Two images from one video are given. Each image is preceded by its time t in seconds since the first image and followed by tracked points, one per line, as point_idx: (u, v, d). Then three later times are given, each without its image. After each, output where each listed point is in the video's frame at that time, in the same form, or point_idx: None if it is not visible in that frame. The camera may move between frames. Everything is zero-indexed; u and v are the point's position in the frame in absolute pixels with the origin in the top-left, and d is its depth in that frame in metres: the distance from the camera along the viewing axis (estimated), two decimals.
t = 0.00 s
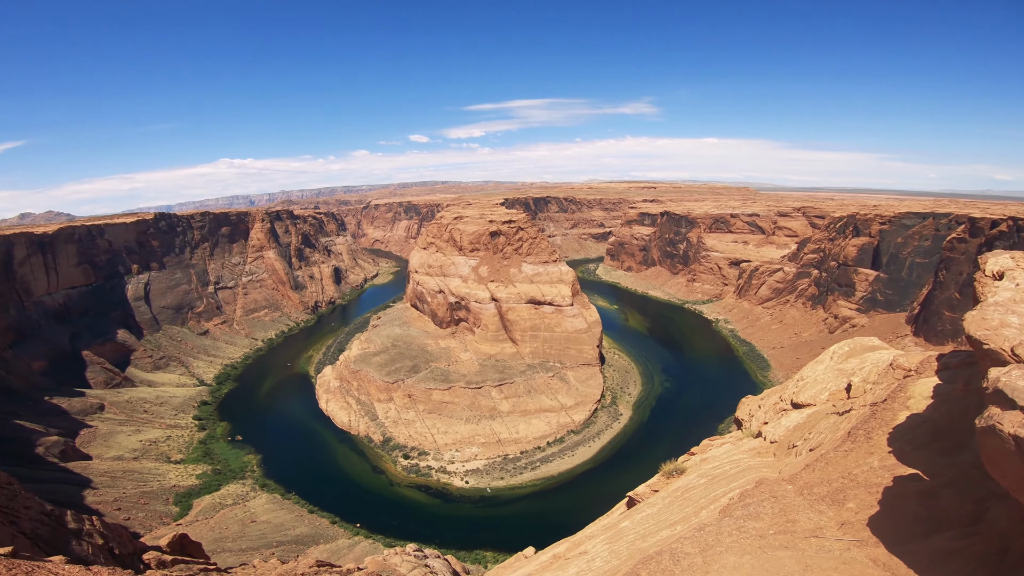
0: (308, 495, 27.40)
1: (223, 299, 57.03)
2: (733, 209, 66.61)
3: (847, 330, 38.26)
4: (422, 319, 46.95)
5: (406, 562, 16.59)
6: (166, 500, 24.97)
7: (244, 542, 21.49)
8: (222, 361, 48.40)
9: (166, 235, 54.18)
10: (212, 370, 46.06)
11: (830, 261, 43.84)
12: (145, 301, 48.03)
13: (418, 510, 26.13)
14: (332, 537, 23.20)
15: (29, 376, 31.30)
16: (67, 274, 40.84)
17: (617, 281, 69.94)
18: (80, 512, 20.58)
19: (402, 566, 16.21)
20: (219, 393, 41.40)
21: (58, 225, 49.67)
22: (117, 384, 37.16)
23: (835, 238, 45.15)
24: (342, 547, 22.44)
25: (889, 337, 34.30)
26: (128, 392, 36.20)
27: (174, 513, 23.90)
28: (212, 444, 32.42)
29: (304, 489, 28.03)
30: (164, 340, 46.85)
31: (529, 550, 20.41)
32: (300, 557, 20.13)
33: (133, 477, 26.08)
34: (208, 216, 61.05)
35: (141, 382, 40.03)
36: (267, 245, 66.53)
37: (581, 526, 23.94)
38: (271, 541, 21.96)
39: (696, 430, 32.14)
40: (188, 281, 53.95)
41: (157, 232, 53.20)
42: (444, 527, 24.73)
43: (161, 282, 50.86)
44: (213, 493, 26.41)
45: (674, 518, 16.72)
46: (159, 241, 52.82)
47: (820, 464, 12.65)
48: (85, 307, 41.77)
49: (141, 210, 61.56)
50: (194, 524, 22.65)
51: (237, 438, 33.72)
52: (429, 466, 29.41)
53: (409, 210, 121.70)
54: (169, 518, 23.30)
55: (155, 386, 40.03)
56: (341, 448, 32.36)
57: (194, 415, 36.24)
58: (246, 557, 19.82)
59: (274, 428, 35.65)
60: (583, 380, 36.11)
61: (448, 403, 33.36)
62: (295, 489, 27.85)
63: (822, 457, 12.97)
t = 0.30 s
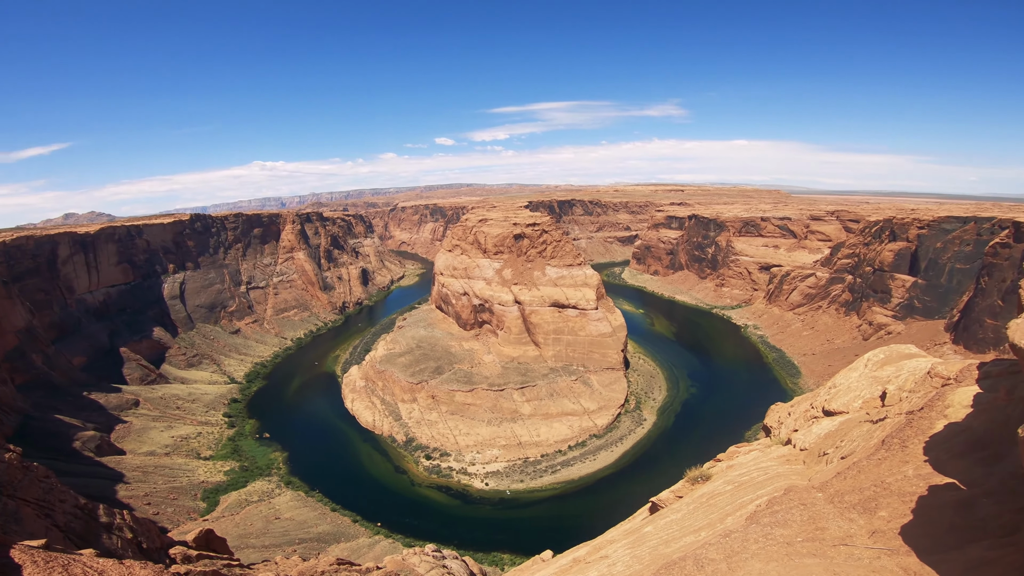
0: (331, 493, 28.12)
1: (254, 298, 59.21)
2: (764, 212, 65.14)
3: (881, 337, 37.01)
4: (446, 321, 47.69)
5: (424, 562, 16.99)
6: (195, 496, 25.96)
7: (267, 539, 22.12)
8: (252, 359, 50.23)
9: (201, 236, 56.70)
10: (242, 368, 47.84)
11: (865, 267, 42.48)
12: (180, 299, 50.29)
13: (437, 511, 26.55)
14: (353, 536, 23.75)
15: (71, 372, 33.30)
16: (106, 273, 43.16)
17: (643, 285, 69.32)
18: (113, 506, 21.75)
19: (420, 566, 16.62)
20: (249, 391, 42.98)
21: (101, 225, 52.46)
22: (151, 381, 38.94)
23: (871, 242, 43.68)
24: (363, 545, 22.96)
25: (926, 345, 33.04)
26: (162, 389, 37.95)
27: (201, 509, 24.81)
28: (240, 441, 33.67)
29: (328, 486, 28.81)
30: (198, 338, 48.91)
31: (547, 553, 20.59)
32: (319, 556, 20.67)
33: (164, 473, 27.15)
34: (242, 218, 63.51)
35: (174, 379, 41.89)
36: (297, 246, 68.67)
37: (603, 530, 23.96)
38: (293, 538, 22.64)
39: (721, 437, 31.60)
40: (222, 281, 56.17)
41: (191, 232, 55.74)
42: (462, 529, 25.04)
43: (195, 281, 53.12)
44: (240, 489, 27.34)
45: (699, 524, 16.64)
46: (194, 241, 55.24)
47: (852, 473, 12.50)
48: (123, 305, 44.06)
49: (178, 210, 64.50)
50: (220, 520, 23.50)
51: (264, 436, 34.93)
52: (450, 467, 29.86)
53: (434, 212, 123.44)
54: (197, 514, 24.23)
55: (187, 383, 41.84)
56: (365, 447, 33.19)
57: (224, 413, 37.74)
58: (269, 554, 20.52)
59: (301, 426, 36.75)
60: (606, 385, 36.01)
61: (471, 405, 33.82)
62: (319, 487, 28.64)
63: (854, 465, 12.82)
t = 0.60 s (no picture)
0: (351, 492, 28.68)
1: (281, 298, 60.94)
2: (792, 216, 63.66)
3: (913, 345, 35.87)
4: (467, 323, 48.20)
5: (439, 562, 17.29)
6: (218, 492, 26.76)
7: (287, 536, 22.72)
8: (277, 358, 51.71)
9: (230, 236, 58.76)
10: (268, 367, 49.28)
11: (897, 272, 41.19)
12: (209, 298, 52.15)
13: (454, 512, 26.85)
14: (370, 535, 24.18)
15: (104, 368, 34.96)
16: (139, 271, 45.24)
17: (665, 289, 68.57)
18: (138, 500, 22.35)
19: (434, 566, 16.87)
20: (273, 389, 44.25)
21: (137, 226, 54.81)
22: (180, 378, 40.48)
23: (904, 247, 42.29)
24: (379, 545, 23.33)
25: (961, 352, 31.81)
26: (190, 386, 39.38)
27: (223, 505, 25.57)
28: (264, 439, 34.68)
29: (347, 485, 29.44)
30: (225, 336, 50.59)
31: (561, 557, 20.70)
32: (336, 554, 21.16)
33: (189, 468, 28.05)
34: (269, 219, 65.47)
35: (202, 376, 43.43)
36: (323, 247, 70.35)
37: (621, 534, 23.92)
38: (312, 536, 23.21)
39: (745, 444, 31.02)
40: (249, 281, 57.98)
41: (221, 233, 57.76)
42: (478, 530, 25.28)
43: (224, 280, 54.98)
44: (262, 486, 28.11)
45: (721, 530, 16.52)
46: (223, 241, 57.25)
47: (881, 481, 12.39)
48: (155, 303, 46.08)
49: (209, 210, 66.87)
50: (241, 516, 24.23)
51: (287, 434, 35.89)
52: (467, 468, 30.17)
53: (456, 214, 124.59)
54: (219, 510, 24.97)
55: (215, 380, 43.34)
56: (385, 446, 33.82)
57: (248, 410, 38.90)
58: (287, 551, 21.07)
59: (324, 425, 37.64)
60: (627, 389, 35.85)
61: (490, 407, 34.15)
62: (339, 486, 29.26)
63: (884, 472, 12.67)
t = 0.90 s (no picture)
0: (366, 491, 29.15)
1: (301, 297, 62.36)
2: (816, 219, 62.43)
3: (940, 351, 34.91)
4: (483, 324, 48.58)
5: (450, 563, 17.55)
6: (236, 489, 27.49)
7: (302, 533, 23.31)
8: (297, 357, 52.94)
9: (252, 236, 60.36)
10: (288, 365, 50.49)
11: (924, 277, 40.08)
12: (232, 297, 53.63)
13: (467, 512, 27.13)
14: (383, 535, 24.58)
15: (129, 364, 36.38)
16: (165, 270, 46.88)
17: (684, 293, 67.87)
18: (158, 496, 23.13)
19: (446, 567, 17.07)
20: (293, 387, 45.32)
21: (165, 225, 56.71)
22: (202, 375, 41.82)
23: (932, 252, 41.11)
24: (392, 544, 23.67)
25: (990, 359, 30.82)
26: (211, 384, 40.61)
27: (241, 502, 26.26)
28: (282, 436, 35.55)
29: (362, 484, 29.94)
30: (247, 334, 52.02)
31: (572, 561, 20.81)
32: (349, 553, 21.58)
33: (209, 465, 28.94)
34: (291, 220, 67.02)
35: (223, 374, 44.75)
36: (343, 248, 71.67)
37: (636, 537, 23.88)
38: (327, 534, 23.75)
39: (764, 451, 30.50)
40: (271, 280, 59.46)
41: (244, 233, 59.40)
42: (491, 532, 25.50)
43: (246, 280, 56.50)
44: (279, 484, 28.82)
45: (738, 536, 16.42)
46: (247, 241, 58.86)
47: (905, 488, 12.26)
48: (180, 301, 47.71)
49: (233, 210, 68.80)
50: (258, 514, 24.87)
51: (304, 432, 36.68)
52: (481, 470, 30.44)
53: (474, 216, 125.37)
54: (237, 507, 25.65)
55: (236, 378, 44.60)
56: (401, 446, 34.31)
57: (268, 408, 39.91)
58: (302, 548, 21.59)
59: (342, 424, 38.37)
60: (644, 393, 35.69)
61: (505, 408, 34.45)
62: (355, 484, 29.79)
63: (908, 479, 12.53)
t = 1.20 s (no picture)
0: (377, 491, 29.52)
1: (317, 297, 63.37)
2: (834, 222, 61.43)
3: (961, 357, 34.17)
4: (496, 326, 48.85)
5: (459, 564, 17.74)
6: (249, 487, 28.05)
7: (312, 532, 23.72)
8: (312, 356, 53.81)
9: (269, 237, 61.55)
10: (302, 364, 51.35)
11: (945, 282, 39.23)
12: (248, 297, 54.73)
13: (477, 513, 27.33)
14: (393, 534, 24.84)
15: (147, 363, 37.40)
16: (183, 270, 48.08)
17: (699, 296, 67.37)
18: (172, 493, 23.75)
19: (455, 568, 17.28)
20: (307, 387, 46.08)
21: (185, 226, 58.17)
22: (219, 374, 42.79)
23: (953, 255, 40.20)
24: (402, 544, 23.93)
25: (1012, 365, 30.08)
26: (227, 382, 41.52)
27: (253, 501, 26.76)
28: (296, 435, 36.17)
29: (373, 484, 30.30)
30: (263, 334, 53.06)
31: (581, 564, 20.86)
32: (359, 552, 21.88)
33: (224, 464, 29.58)
34: (307, 221, 68.19)
35: (238, 373, 45.72)
36: (358, 248, 72.64)
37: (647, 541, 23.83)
38: (338, 533, 24.13)
39: (778, 457, 30.14)
40: (287, 280, 60.56)
41: (261, 233, 60.59)
42: (499, 533, 25.65)
43: (263, 280, 57.65)
44: (292, 483, 29.34)
45: (751, 541, 16.35)
46: (263, 242, 60.01)
47: (923, 494, 12.16)
48: (198, 300, 48.91)
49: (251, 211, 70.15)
50: (270, 512, 25.35)
51: (318, 431, 37.29)
52: (492, 471, 30.64)
53: (487, 217, 125.96)
54: (250, 505, 26.16)
55: (251, 377, 45.55)
56: (413, 446, 34.68)
57: (282, 407, 40.66)
58: (313, 547, 21.99)
59: (355, 423, 38.92)
60: (656, 397, 35.55)
61: (517, 410, 34.62)
62: (366, 484, 30.19)
63: (926, 486, 12.46)
